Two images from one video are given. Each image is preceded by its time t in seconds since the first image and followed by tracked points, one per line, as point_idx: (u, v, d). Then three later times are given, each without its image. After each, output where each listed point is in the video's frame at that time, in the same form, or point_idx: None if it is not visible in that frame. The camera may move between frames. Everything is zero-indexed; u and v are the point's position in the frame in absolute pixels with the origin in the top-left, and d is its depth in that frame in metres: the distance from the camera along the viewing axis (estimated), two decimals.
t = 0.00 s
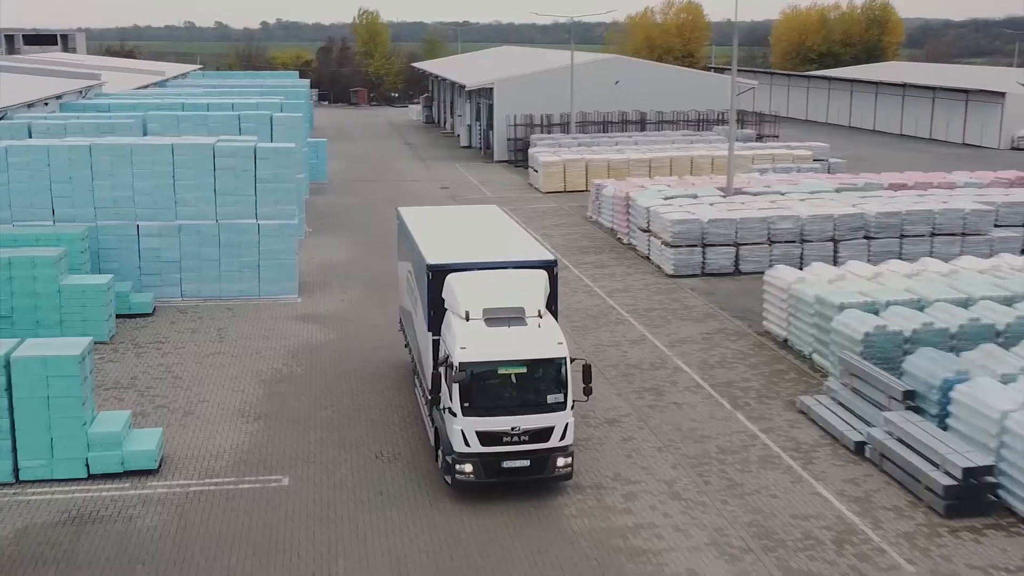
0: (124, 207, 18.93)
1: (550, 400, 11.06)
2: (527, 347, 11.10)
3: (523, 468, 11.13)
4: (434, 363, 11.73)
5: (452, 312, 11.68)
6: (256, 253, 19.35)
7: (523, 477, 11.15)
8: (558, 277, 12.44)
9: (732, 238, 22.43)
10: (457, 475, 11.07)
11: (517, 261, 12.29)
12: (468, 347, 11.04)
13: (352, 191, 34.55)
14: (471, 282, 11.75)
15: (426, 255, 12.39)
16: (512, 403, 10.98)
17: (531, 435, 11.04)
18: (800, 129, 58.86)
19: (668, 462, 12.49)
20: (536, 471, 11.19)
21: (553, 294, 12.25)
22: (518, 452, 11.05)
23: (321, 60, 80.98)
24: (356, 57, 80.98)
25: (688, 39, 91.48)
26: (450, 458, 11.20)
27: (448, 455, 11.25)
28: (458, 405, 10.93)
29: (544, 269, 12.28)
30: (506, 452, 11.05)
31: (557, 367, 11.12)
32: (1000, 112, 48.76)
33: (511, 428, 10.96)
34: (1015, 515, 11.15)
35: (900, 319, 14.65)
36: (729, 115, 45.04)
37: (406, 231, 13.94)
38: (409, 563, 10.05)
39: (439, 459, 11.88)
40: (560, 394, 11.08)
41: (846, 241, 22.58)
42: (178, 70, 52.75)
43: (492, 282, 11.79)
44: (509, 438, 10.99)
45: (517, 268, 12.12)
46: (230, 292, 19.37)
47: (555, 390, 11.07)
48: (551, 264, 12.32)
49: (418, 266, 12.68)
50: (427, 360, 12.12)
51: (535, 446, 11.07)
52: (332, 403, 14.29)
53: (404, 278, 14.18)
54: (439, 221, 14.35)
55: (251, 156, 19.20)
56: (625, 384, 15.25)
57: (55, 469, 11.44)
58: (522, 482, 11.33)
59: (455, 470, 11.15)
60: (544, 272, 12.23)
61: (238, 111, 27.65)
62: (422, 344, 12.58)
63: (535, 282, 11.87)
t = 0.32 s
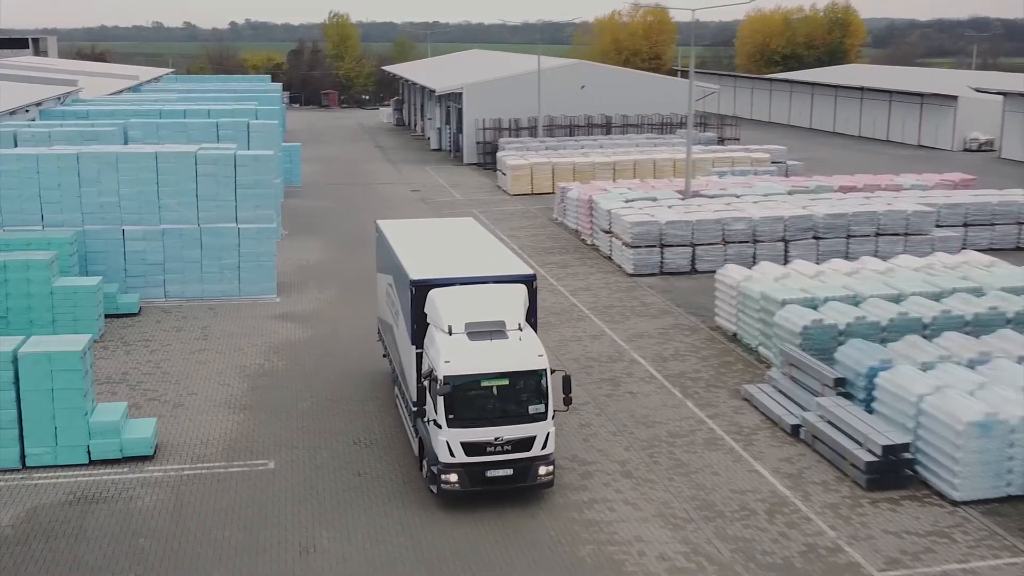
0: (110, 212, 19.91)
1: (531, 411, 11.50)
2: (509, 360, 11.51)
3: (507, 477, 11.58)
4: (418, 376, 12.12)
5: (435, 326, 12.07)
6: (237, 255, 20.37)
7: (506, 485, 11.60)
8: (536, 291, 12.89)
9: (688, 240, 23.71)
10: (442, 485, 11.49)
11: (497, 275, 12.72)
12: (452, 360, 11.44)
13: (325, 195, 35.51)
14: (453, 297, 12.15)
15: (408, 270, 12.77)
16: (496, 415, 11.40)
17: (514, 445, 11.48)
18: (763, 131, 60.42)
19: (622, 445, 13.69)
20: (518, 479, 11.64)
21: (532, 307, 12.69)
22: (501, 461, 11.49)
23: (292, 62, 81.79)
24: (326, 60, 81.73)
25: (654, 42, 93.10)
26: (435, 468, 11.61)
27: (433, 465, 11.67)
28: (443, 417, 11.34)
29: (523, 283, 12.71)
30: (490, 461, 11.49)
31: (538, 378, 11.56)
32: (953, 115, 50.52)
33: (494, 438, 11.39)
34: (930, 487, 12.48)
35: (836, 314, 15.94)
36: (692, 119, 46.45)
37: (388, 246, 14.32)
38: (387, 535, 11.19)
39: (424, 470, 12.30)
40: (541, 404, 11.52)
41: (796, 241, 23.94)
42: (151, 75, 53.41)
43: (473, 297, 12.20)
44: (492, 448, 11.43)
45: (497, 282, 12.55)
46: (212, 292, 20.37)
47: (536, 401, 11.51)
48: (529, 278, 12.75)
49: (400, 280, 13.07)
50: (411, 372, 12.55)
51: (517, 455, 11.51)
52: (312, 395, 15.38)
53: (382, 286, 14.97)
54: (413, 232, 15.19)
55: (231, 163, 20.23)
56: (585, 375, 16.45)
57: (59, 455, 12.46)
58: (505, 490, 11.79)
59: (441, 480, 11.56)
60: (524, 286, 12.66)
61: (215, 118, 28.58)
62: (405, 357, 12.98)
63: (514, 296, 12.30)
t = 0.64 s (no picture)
0: (85, 217, 20.81)
1: (508, 419, 11.90)
2: (486, 370, 11.93)
3: (484, 483, 11.99)
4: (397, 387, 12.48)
5: (412, 338, 12.46)
6: (208, 257, 21.36)
7: (484, 491, 12.01)
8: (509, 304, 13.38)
9: (638, 240, 25.02)
10: (422, 492, 11.87)
11: (471, 288, 13.16)
12: (431, 371, 11.82)
13: (290, 198, 36.41)
14: (430, 310, 12.56)
15: (384, 283, 13.15)
16: (474, 424, 11.80)
17: (491, 452, 11.89)
18: (718, 133, 62.07)
19: (571, 430, 14.92)
20: (495, 485, 12.06)
21: (506, 319, 13.15)
22: (479, 468, 11.91)
23: (254, 65, 82.42)
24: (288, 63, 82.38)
25: (614, 44, 94.95)
26: (415, 475, 11.99)
27: (413, 473, 12.04)
28: (423, 426, 11.72)
29: (498, 295, 13.16)
30: (468, 469, 11.88)
31: (513, 387, 11.99)
32: (899, 118, 52.36)
33: (472, 446, 11.79)
34: (848, 463, 13.83)
35: (769, 308, 17.29)
36: (648, 122, 47.86)
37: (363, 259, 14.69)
38: (356, 511, 12.33)
39: (403, 476, 12.73)
40: (517, 412, 11.93)
41: (741, 241, 25.30)
42: (115, 79, 53.95)
43: (450, 310, 12.62)
44: (470, 456, 11.83)
45: (471, 294, 13.00)
46: (185, 292, 21.37)
47: (513, 409, 11.92)
48: (503, 292, 13.21)
49: (376, 293, 13.45)
50: (388, 382, 12.92)
51: (494, 462, 11.93)
52: (283, 388, 16.43)
53: (355, 298, 15.41)
54: (383, 243, 15.69)
55: (202, 171, 21.20)
56: (539, 367, 17.69)
57: (50, 444, 13.45)
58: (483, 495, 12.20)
59: (421, 487, 11.94)
60: (498, 298, 13.11)
61: (182, 125, 29.41)
62: (381, 367, 13.36)
63: (488, 309, 12.76)
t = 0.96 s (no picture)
0: (59, 222, 21.73)
1: (484, 426, 12.39)
2: (462, 380, 12.41)
3: (462, 488, 12.50)
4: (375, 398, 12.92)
5: (390, 350, 12.89)
6: (178, 260, 22.35)
7: (462, 496, 12.53)
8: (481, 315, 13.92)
9: (590, 241, 26.32)
10: (402, 498, 12.36)
11: (445, 300, 13.65)
12: (409, 383, 12.27)
13: (253, 202, 37.28)
14: (406, 324, 13.02)
15: (360, 297, 13.55)
16: (451, 432, 12.28)
17: (468, 459, 12.39)
18: (671, 136, 63.71)
19: (522, 418, 16.16)
20: (472, 490, 12.57)
21: (479, 329, 13.65)
22: (457, 474, 12.41)
23: (215, 68, 82.91)
24: (249, 66, 83.00)
25: (571, 47, 96.55)
26: (396, 483, 12.46)
27: (393, 480, 12.50)
28: (403, 435, 12.17)
29: (471, 307, 13.68)
30: (446, 475, 12.39)
31: (488, 396, 12.47)
32: (845, 120, 54.24)
33: (450, 454, 12.29)
34: (773, 444, 15.20)
35: (706, 304, 18.64)
36: (603, 125, 49.24)
37: (336, 272, 15.09)
38: (324, 491, 13.48)
39: (382, 484, 13.19)
40: (492, 419, 12.43)
41: (687, 242, 26.68)
42: (77, 83, 54.44)
43: (425, 323, 13.10)
44: (449, 463, 12.32)
45: (445, 307, 13.50)
46: (155, 294, 22.34)
47: (488, 417, 12.42)
48: (476, 303, 13.73)
49: (352, 306, 13.86)
50: (365, 392, 13.35)
51: (471, 468, 12.42)
52: (252, 383, 17.52)
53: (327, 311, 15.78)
54: (352, 255, 16.15)
55: (171, 177, 22.16)
56: (493, 361, 18.93)
57: (36, 435, 14.47)
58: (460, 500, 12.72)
59: (400, 493, 12.43)
60: (470, 310, 13.62)
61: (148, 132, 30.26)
62: (358, 378, 13.80)
63: (461, 321, 13.28)
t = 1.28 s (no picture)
0: (32, 227, 22.65)
1: (464, 433, 13.00)
2: (443, 390, 12.94)
3: (443, 492, 13.13)
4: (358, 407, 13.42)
5: (371, 360, 13.36)
6: (147, 263, 23.29)
7: (443, 500, 13.17)
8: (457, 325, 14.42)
9: (543, 241, 27.60)
10: (387, 503, 12.94)
11: (422, 310, 14.15)
12: (393, 393, 12.76)
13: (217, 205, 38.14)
14: (387, 335, 13.47)
15: (340, 309, 13.99)
16: (433, 439, 12.87)
17: (449, 464, 13.02)
18: (627, 137, 65.21)
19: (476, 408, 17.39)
20: (453, 494, 13.22)
21: (456, 338, 14.17)
22: (439, 479, 13.04)
23: (175, 70, 83.37)
24: (209, 68, 83.53)
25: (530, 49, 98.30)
26: (380, 488, 13.03)
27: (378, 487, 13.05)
28: (388, 443, 12.74)
29: (447, 318, 14.13)
30: (429, 480, 13.00)
31: (468, 404, 13.04)
32: (793, 123, 56.03)
33: (432, 460, 12.89)
34: (706, 428, 16.57)
35: (649, 300, 19.98)
36: (559, 127, 50.56)
37: (313, 284, 15.53)
38: (293, 476, 14.62)
39: (364, 489, 13.74)
40: (472, 427, 13.04)
41: (635, 242, 28.05)
42: (38, 87, 54.85)
43: (406, 334, 13.58)
44: (431, 469, 12.94)
45: (423, 318, 14.00)
46: (126, 295, 23.28)
47: (468, 424, 13.02)
48: (453, 313, 14.24)
49: (331, 318, 14.31)
50: (347, 401, 13.84)
51: (452, 473, 13.06)
52: (222, 378, 18.59)
53: (303, 321, 16.23)
54: (325, 266, 16.64)
55: (140, 183, 23.09)
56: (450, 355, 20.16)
57: (20, 428, 15.48)
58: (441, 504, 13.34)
59: (385, 499, 13.00)
60: (448, 321, 14.10)
61: (114, 139, 31.10)
62: (338, 388, 14.30)
63: (439, 331, 13.77)
